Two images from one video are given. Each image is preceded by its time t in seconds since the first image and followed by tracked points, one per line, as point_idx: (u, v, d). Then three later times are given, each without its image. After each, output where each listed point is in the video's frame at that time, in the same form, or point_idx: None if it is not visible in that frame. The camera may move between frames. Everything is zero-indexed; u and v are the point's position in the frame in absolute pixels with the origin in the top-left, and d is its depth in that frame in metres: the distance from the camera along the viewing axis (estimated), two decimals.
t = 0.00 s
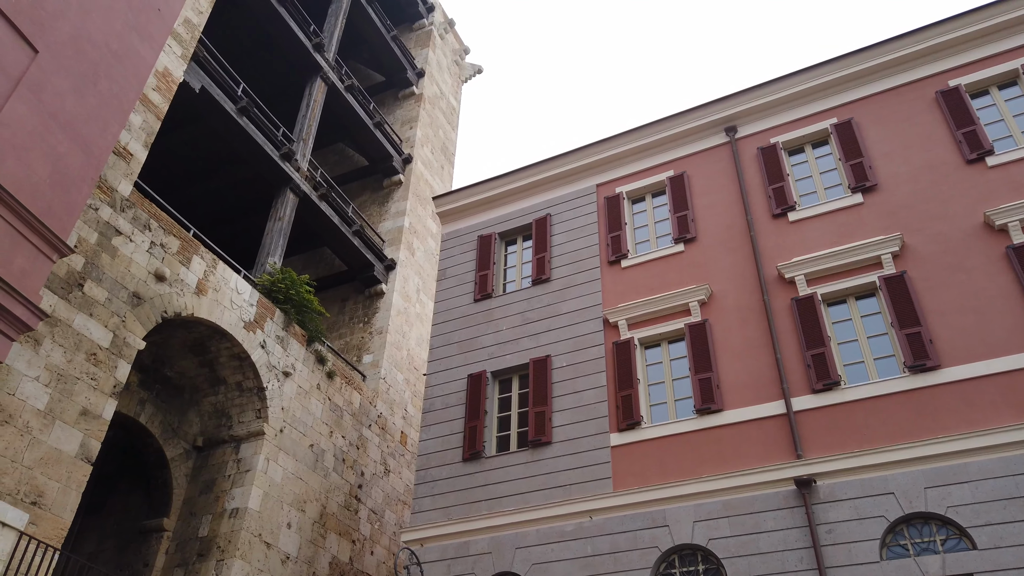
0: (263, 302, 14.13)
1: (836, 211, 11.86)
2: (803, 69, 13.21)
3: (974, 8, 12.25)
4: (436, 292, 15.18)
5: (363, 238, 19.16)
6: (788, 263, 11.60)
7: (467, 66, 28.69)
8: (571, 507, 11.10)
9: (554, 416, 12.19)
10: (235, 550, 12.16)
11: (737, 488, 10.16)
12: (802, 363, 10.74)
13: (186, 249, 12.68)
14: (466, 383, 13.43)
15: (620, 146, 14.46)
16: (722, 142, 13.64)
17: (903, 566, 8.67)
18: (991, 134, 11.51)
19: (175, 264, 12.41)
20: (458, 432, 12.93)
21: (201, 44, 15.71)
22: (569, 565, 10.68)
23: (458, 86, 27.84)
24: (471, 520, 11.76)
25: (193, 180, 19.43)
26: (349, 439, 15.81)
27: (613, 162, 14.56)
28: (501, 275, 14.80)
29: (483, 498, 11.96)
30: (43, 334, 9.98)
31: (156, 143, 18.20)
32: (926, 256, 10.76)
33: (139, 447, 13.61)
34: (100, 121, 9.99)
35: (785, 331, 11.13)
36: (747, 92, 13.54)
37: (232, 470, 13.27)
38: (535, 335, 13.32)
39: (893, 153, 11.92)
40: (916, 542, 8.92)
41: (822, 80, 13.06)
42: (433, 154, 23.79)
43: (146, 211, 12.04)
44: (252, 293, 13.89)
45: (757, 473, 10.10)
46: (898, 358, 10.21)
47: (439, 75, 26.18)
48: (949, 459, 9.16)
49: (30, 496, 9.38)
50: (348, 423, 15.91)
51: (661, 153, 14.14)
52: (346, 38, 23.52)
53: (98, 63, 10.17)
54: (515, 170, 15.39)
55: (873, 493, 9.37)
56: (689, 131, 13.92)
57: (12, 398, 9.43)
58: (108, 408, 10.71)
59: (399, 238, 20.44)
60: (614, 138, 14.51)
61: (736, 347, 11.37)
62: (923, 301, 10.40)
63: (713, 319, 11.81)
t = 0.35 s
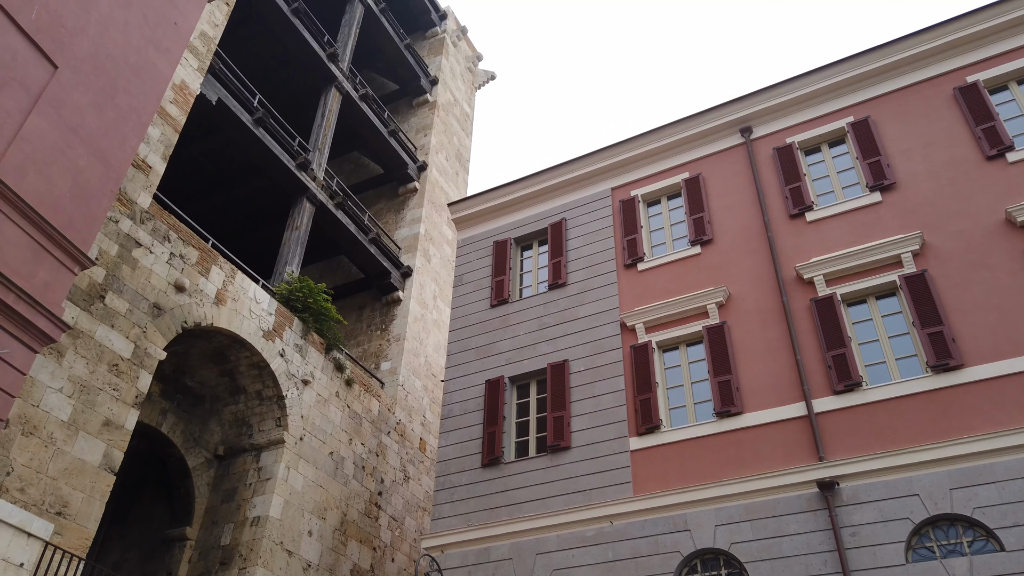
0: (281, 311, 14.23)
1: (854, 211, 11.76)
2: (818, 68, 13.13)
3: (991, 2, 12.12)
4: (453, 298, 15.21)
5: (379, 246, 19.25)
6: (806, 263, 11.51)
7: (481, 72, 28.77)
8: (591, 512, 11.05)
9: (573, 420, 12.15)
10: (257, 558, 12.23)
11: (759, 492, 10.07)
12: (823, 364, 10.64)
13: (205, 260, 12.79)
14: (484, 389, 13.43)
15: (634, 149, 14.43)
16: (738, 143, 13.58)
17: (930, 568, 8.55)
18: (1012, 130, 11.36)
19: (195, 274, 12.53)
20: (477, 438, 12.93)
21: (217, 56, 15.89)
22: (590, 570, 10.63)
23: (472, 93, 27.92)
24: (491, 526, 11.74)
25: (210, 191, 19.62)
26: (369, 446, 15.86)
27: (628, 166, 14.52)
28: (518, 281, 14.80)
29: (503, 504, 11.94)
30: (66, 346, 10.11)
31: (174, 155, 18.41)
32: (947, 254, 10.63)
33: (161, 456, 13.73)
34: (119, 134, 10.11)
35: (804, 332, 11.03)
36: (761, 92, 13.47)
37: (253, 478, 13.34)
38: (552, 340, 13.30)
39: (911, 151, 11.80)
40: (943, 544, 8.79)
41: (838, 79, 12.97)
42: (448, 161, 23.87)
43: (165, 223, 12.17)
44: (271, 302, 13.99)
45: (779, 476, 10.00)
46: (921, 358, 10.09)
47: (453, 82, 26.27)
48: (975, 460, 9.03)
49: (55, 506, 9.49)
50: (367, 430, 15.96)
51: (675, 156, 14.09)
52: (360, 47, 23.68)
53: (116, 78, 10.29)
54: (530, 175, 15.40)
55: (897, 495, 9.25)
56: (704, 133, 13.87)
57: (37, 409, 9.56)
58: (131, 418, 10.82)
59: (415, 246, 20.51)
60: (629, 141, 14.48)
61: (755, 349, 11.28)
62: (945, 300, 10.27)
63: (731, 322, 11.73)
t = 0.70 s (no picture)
0: (299, 310, 14.32)
1: (872, 201, 11.64)
2: (834, 57, 13.01)
3: None
4: (469, 295, 15.23)
5: (395, 244, 19.32)
6: (824, 254, 11.41)
7: (493, 69, 28.74)
8: (610, 507, 11.04)
9: (590, 415, 12.14)
10: (279, 555, 12.34)
11: (779, 485, 10.01)
12: (842, 356, 10.55)
13: (223, 260, 12.89)
14: (502, 385, 13.45)
15: (648, 142, 14.36)
16: (753, 134, 13.48)
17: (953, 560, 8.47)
18: None
19: (213, 275, 12.64)
20: (495, 434, 12.95)
21: (231, 58, 16.01)
22: (610, 565, 10.62)
23: (484, 89, 27.91)
24: (511, 522, 11.77)
25: (227, 192, 19.78)
26: (388, 443, 15.94)
27: (643, 159, 14.46)
28: (533, 277, 14.80)
29: (522, 500, 11.96)
30: (88, 348, 10.24)
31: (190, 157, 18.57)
32: (967, 243, 10.50)
33: (183, 455, 13.88)
34: (136, 138, 10.21)
35: (823, 323, 10.94)
36: (777, 83, 13.36)
37: (274, 476, 13.46)
38: (569, 335, 13.29)
39: (930, 140, 11.66)
40: (966, 536, 8.70)
41: (854, 68, 12.84)
42: (462, 158, 23.89)
43: (183, 225, 12.29)
44: (288, 302, 14.08)
45: (799, 469, 9.94)
46: (942, 348, 9.98)
47: (465, 79, 26.27)
48: (999, 450, 8.92)
49: (80, 506, 9.63)
50: (386, 427, 16.04)
51: (690, 149, 14.01)
52: (373, 46, 23.75)
53: (132, 82, 10.39)
54: (544, 170, 15.38)
55: (920, 487, 9.16)
56: (718, 125, 13.78)
57: (60, 411, 9.69)
58: (153, 418, 10.95)
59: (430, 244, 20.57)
60: (643, 135, 14.42)
61: (773, 342, 11.21)
62: (966, 290, 10.15)
63: (749, 314, 11.66)
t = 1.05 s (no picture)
0: (314, 308, 14.39)
1: (888, 190, 11.53)
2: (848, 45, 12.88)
3: None
4: (483, 291, 15.24)
5: (409, 241, 19.37)
6: (841, 244, 11.32)
7: (505, 64, 28.70)
8: (628, 501, 11.03)
9: (607, 409, 12.12)
10: (299, 552, 12.43)
11: (798, 477, 9.96)
12: (860, 346, 10.46)
13: (239, 259, 12.98)
14: (517, 380, 13.45)
15: (661, 134, 14.29)
16: (767, 125, 13.38)
17: (976, 551, 8.39)
18: None
19: (230, 274, 12.72)
20: (511, 429, 12.97)
21: (244, 58, 16.09)
22: (629, 559, 10.62)
23: (496, 84, 27.88)
24: (529, 516, 11.78)
25: (241, 191, 19.91)
26: (405, 439, 16.00)
27: (656, 152, 14.38)
28: (547, 271, 14.78)
29: (539, 494, 11.97)
30: (108, 348, 10.35)
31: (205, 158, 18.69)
32: (987, 231, 10.38)
33: (203, 453, 14.01)
34: (151, 139, 10.28)
35: (841, 314, 10.85)
36: (790, 72, 13.25)
37: (292, 473, 13.55)
38: (584, 329, 13.27)
39: (947, 127, 11.53)
40: (989, 526, 8.62)
41: (869, 56, 12.72)
42: (475, 154, 23.89)
43: (199, 224, 12.39)
44: (304, 300, 14.15)
45: (818, 461, 9.89)
46: (962, 337, 9.87)
47: (477, 74, 26.25)
48: (1021, 440, 8.82)
49: (102, 504, 9.74)
50: (403, 423, 16.10)
51: (704, 140, 13.92)
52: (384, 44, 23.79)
53: (146, 83, 10.47)
54: (556, 165, 15.35)
55: (941, 477, 9.09)
56: (732, 116, 13.69)
57: (81, 411, 9.80)
58: (172, 417, 11.05)
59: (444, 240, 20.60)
60: (656, 127, 14.35)
61: (790, 334, 11.14)
62: (986, 278, 10.03)
63: (765, 306, 11.59)
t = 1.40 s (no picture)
0: (329, 309, 14.46)
1: (904, 183, 11.43)
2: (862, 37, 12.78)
3: None
4: (497, 290, 15.25)
5: (422, 241, 19.43)
6: (856, 239, 11.23)
7: (515, 63, 28.70)
8: (644, 499, 11.00)
9: (622, 408, 12.10)
10: (317, 552, 12.50)
11: (816, 474, 9.90)
12: (877, 341, 10.38)
13: (254, 262, 13.07)
14: (532, 379, 13.45)
15: (674, 131, 14.24)
16: (781, 120, 13.30)
17: (998, 547, 8.31)
18: None
19: (245, 277, 12.81)
20: (526, 428, 12.97)
21: (257, 62, 16.20)
22: (646, 557, 10.59)
23: (507, 83, 27.90)
24: (545, 516, 11.78)
25: (255, 195, 20.04)
26: (421, 439, 16.05)
27: (668, 149, 14.33)
28: (561, 270, 14.77)
29: (555, 493, 11.97)
30: (126, 352, 10.45)
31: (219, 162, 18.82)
32: (1005, 223, 10.26)
33: (221, 455, 14.12)
34: (166, 144, 10.36)
35: (857, 309, 10.77)
36: (803, 66, 13.16)
37: (310, 474, 13.63)
38: (598, 328, 13.25)
39: (963, 119, 11.41)
40: (1011, 522, 8.53)
41: (883, 49, 12.61)
42: (486, 153, 23.91)
43: (214, 228, 12.48)
44: (319, 301, 14.23)
45: (836, 458, 9.82)
46: (981, 331, 9.78)
47: (488, 74, 26.27)
48: None
49: (123, 506, 9.84)
50: (419, 423, 16.15)
51: (717, 136, 13.86)
52: (395, 45, 23.86)
53: (161, 88, 10.56)
54: (568, 163, 15.33)
55: (961, 473, 9.00)
56: (745, 111, 13.61)
57: (101, 414, 9.91)
58: (191, 419, 11.14)
59: (457, 240, 20.63)
60: (668, 124, 14.30)
61: (806, 329, 11.07)
62: (1004, 271, 9.93)
63: (780, 302, 11.53)
